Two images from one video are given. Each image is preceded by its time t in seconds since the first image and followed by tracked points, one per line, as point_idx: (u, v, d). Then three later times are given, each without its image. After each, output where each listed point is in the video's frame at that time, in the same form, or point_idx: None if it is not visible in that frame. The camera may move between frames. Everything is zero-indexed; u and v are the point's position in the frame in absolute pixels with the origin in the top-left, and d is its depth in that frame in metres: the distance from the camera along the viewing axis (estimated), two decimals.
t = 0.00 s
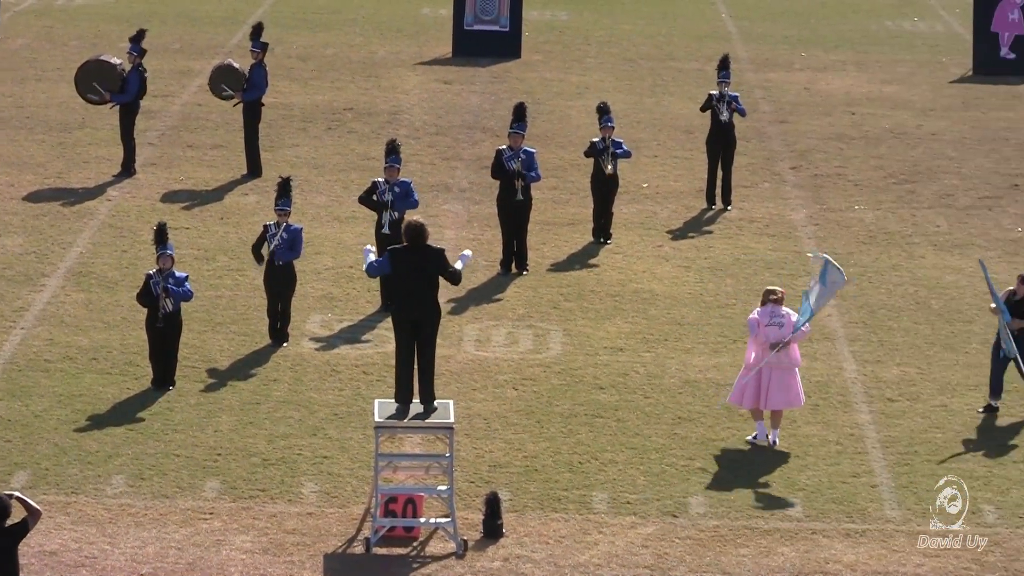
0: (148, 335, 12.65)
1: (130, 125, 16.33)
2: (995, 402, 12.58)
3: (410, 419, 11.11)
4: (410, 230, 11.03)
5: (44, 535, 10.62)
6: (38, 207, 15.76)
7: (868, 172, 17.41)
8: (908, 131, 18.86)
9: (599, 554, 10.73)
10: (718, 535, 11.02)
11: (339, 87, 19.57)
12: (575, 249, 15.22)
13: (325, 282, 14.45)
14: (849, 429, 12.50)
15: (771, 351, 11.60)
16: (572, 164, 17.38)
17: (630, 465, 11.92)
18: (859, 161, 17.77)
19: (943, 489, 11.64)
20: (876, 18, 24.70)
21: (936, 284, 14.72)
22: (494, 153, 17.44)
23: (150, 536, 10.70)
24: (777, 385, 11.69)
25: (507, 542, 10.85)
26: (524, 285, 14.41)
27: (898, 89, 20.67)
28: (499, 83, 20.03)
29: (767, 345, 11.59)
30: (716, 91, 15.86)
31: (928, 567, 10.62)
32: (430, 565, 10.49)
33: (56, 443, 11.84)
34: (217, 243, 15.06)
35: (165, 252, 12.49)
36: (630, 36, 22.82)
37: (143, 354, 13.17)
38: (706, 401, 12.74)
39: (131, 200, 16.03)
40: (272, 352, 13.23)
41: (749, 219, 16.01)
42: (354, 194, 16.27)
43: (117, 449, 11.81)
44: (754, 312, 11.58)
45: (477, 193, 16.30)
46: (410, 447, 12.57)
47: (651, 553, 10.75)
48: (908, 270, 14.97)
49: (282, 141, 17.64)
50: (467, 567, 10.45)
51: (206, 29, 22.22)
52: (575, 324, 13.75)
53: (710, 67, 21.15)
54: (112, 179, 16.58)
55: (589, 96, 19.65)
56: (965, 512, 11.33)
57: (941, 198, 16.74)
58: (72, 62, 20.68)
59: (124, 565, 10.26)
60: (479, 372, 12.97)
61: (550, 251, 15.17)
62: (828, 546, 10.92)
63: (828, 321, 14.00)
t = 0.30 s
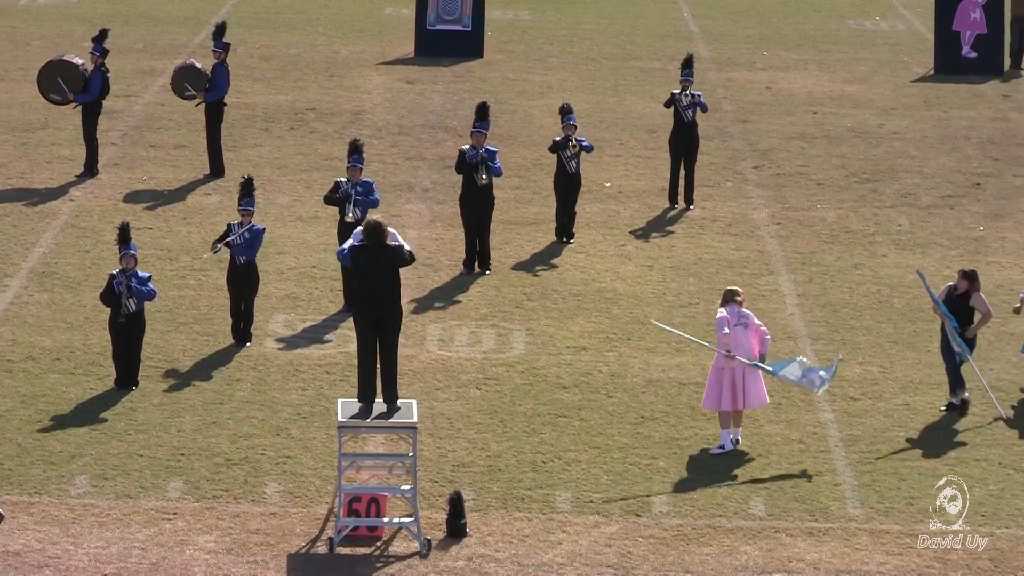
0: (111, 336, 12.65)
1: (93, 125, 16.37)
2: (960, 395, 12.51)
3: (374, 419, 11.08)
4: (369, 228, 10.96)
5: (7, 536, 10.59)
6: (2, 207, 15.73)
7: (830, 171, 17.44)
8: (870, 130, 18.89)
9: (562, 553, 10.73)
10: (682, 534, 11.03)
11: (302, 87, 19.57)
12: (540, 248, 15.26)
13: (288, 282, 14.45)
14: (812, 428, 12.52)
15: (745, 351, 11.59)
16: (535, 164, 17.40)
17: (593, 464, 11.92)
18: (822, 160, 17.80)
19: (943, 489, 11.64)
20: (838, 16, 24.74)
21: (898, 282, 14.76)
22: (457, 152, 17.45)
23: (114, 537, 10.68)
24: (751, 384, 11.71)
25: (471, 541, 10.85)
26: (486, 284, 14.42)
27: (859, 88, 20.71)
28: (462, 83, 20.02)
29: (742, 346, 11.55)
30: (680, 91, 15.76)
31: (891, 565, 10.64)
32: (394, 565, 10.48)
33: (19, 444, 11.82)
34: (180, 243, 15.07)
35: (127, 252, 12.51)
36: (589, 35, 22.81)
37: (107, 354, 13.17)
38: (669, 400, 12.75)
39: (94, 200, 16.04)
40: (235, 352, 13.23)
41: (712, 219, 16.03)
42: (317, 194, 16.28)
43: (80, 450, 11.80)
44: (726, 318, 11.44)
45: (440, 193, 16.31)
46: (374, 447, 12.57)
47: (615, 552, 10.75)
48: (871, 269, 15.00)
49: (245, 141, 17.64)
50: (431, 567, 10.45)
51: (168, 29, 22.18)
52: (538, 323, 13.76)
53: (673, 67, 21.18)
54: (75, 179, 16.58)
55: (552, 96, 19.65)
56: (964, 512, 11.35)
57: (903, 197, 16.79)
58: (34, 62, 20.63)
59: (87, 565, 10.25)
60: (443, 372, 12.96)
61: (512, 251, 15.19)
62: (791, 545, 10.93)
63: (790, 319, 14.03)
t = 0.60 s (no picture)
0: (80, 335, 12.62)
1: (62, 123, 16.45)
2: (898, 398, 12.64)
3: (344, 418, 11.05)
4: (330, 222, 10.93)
5: None
6: None
7: (799, 171, 17.46)
8: (839, 129, 18.92)
9: (531, 552, 10.72)
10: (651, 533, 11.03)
11: (271, 87, 19.55)
12: (510, 246, 15.28)
13: (257, 282, 14.45)
14: (781, 427, 12.53)
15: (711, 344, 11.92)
16: (504, 163, 17.42)
17: (563, 463, 11.92)
18: (791, 160, 17.83)
19: (943, 489, 11.66)
20: (806, 15, 24.77)
21: (867, 281, 14.79)
22: (425, 152, 17.46)
23: (83, 537, 10.66)
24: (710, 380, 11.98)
25: (440, 540, 10.85)
26: (455, 284, 14.43)
27: (828, 87, 20.74)
28: (431, 82, 20.01)
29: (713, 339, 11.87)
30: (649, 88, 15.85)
31: (861, 564, 10.66)
32: (363, 565, 10.48)
33: None
34: (149, 243, 15.09)
35: (97, 252, 12.41)
36: (558, 35, 22.81)
37: (75, 354, 13.16)
38: (638, 399, 12.76)
39: (63, 200, 16.03)
40: (204, 352, 13.22)
41: (680, 218, 16.05)
42: (286, 194, 16.29)
43: (49, 450, 11.77)
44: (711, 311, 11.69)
45: (409, 193, 16.32)
46: (343, 446, 12.56)
47: (584, 551, 10.76)
48: (839, 268, 15.02)
49: (213, 141, 17.63)
50: (400, 567, 10.45)
51: (137, 29, 22.14)
52: (507, 322, 13.76)
53: (642, 66, 21.19)
54: (43, 179, 16.56)
55: (520, 95, 19.65)
56: (964, 512, 11.37)
57: (871, 195, 16.82)
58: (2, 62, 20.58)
59: (57, 566, 10.22)
60: (412, 372, 12.96)
61: (480, 250, 15.20)
62: (760, 544, 10.94)
63: (759, 318, 14.04)
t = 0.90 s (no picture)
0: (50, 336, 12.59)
1: (30, 123, 16.43)
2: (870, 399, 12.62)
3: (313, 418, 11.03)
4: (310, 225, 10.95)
5: None
6: None
7: (768, 170, 17.48)
8: (807, 129, 18.95)
9: (500, 552, 10.71)
10: (620, 532, 11.03)
11: (239, 87, 19.55)
12: (479, 246, 15.30)
13: (226, 282, 14.45)
14: (750, 425, 12.54)
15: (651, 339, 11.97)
16: (472, 163, 17.44)
17: (532, 463, 11.91)
18: (760, 159, 17.86)
19: (942, 490, 11.68)
20: (775, 15, 24.80)
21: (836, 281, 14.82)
22: (395, 152, 17.47)
23: (52, 537, 10.63)
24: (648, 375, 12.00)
25: (410, 540, 10.84)
26: (424, 284, 14.43)
27: (796, 86, 20.77)
28: (400, 82, 20.02)
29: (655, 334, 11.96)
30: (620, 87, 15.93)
31: (830, 563, 10.66)
32: (332, 565, 10.46)
33: None
34: (118, 243, 15.11)
35: (66, 252, 12.37)
36: (527, 34, 22.83)
37: (44, 354, 13.15)
38: (608, 399, 12.76)
39: (31, 200, 16.00)
40: (173, 352, 13.22)
41: (648, 218, 16.06)
42: (255, 194, 16.31)
43: (18, 451, 11.74)
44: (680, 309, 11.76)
45: (378, 193, 16.32)
46: (312, 446, 12.55)
47: (554, 551, 10.75)
48: (808, 267, 15.04)
49: (182, 141, 17.62)
50: (370, 567, 10.43)
51: (106, 29, 22.11)
52: (476, 322, 13.77)
53: (610, 66, 21.21)
54: (12, 179, 16.53)
55: (488, 95, 19.65)
56: (964, 512, 11.39)
57: (839, 195, 16.86)
58: None
59: (26, 566, 10.19)
60: (381, 372, 12.95)
61: (449, 249, 15.21)
62: (729, 543, 10.95)
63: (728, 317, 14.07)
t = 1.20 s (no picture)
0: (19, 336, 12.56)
1: None
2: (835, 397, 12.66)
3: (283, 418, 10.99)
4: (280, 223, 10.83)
5: None
6: None
7: (737, 169, 17.53)
8: (776, 128, 19.00)
9: (470, 552, 10.70)
10: (590, 532, 11.03)
11: (209, 87, 19.57)
12: (449, 246, 15.36)
13: (196, 282, 14.46)
14: (720, 425, 12.55)
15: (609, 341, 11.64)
16: (442, 163, 17.48)
17: (502, 462, 11.91)
18: (729, 159, 17.92)
19: (943, 490, 11.70)
20: (744, 14, 24.82)
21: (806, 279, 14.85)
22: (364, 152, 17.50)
23: (23, 537, 10.60)
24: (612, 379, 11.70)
25: (380, 540, 10.84)
26: (394, 283, 14.45)
27: (765, 85, 20.81)
28: (369, 81, 20.03)
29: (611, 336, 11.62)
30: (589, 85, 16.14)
31: (800, 562, 10.66)
32: (302, 565, 10.45)
33: None
34: (87, 243, 15.13)
35: (35, 251, 12.33)
36: (498, 34, 22.85)
37: (12, 354, 13.14)
38: (577, 398, 12.77)
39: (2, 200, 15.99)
40: (143, 352, 13.23)
41: (616, 218, 16.09)
42: (225, 194, 16.34)
43: None
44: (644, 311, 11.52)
45: (347, 192, 16.34)
46: (282, 446, 12.55)
47: (524, 550, 10.74)
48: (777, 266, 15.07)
49: (151, 141, 17.63)
50: (340, 566, 10.42)
51: (75, 29, 22.09)
52: (446, 322, 13.78)
53: (579, 66, 21.26)
54: None
55: (458, 95, 19.68)
56: (964, 512, 11.40)
57: (808, 194, 16.94)
58: None
59: None
60: (351, 372, 12.94)
61: (418, 250, 15.25)
62: (699, 542, 10.96)
63: (699, 315, 14.10)
